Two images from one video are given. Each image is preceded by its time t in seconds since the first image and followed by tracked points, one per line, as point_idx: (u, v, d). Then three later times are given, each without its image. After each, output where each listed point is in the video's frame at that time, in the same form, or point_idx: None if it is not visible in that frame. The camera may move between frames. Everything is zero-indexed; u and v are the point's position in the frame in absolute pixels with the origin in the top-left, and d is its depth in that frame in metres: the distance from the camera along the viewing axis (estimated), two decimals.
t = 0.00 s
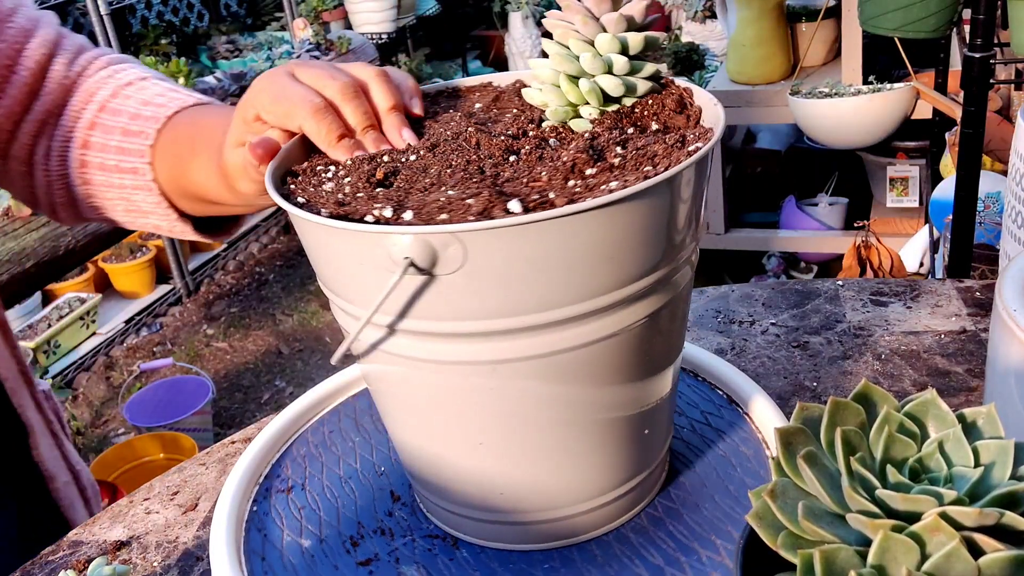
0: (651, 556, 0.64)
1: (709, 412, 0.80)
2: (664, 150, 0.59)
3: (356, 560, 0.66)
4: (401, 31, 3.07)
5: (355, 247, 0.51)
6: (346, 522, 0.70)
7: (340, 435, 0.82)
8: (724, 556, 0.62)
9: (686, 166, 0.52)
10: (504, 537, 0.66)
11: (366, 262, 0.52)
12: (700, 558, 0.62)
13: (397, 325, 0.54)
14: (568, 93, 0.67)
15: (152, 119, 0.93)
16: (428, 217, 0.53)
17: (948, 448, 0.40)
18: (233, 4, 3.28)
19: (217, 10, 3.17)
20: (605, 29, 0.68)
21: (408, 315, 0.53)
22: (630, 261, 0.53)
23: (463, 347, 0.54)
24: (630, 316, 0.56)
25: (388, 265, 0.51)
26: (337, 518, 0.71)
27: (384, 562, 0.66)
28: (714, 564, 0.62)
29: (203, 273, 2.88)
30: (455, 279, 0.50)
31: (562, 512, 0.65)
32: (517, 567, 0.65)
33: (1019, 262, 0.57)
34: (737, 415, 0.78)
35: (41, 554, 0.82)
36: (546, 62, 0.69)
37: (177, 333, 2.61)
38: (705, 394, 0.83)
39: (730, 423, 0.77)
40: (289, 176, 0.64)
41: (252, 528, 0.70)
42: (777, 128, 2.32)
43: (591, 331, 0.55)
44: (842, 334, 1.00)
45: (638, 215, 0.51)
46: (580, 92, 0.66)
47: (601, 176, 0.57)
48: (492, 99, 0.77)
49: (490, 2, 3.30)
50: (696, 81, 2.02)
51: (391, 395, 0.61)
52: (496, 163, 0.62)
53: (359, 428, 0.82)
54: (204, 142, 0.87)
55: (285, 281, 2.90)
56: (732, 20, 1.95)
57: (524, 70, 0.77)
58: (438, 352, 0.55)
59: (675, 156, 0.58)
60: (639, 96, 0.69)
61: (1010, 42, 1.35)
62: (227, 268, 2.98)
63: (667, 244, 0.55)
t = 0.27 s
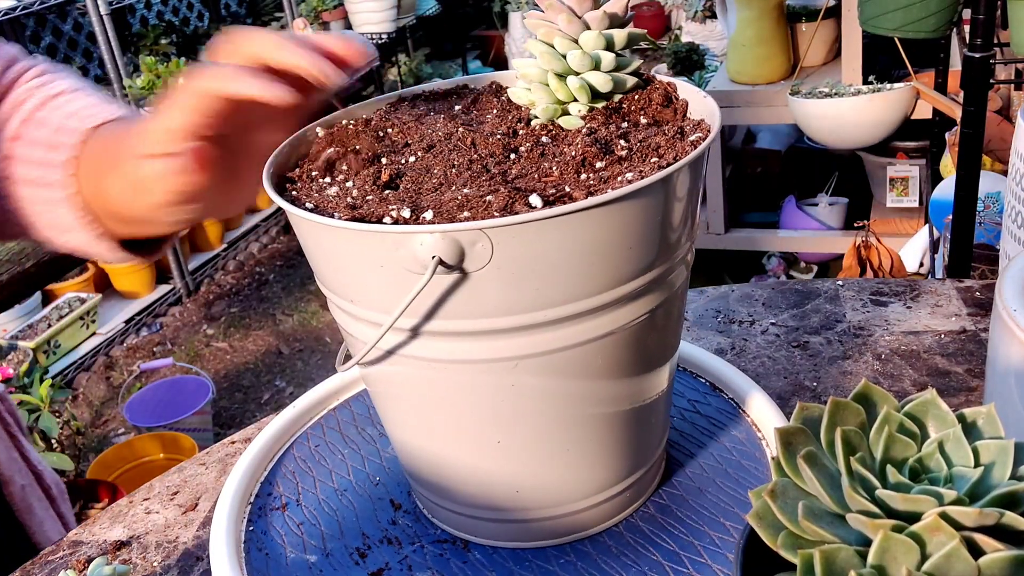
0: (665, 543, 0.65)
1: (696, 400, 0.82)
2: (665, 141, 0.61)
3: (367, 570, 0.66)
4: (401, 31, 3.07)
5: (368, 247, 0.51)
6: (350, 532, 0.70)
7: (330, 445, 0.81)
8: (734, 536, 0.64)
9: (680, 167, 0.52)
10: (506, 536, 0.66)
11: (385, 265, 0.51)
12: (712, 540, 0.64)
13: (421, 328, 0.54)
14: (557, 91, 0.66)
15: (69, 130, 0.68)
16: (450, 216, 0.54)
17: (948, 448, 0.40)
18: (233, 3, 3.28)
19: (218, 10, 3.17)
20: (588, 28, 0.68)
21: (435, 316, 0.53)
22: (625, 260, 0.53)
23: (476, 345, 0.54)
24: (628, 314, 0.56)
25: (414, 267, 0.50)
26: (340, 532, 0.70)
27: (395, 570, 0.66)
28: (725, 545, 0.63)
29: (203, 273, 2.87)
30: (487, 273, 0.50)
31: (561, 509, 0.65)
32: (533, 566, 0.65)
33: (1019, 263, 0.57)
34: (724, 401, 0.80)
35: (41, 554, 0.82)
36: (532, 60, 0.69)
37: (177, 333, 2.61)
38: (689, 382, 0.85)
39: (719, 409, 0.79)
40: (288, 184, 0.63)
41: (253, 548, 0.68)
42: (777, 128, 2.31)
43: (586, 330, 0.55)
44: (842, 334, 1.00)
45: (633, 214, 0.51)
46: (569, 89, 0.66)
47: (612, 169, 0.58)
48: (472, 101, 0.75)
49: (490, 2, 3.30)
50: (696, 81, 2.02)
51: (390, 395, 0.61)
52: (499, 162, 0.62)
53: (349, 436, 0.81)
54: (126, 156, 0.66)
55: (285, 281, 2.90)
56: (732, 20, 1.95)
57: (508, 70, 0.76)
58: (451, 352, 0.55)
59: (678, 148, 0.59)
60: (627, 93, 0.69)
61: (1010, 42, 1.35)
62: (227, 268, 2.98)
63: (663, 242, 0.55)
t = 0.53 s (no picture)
0: (665, 543, 0.65)
1: (696, 400, 0.82)
2: (666, 141, 0.61)
3: (367, 571, 0.66)
4: (401, 31, 3.06)
5: (370, 247, 0.51)
6: (350, 532, 0.70)
7: (329, 445, 0.81)
8: (734, 537, 0.64)
9: (679, 167, 0.52)
10: (507, 536, 0.66)
11: (384, 265, 0.51)
12: (712, 540, 0.64)
13: (421, 327, 0.54)
14: (557, 91, 0.66)
15: None
16: (450, 216, 0.54)
17: (948, 448, 0.40)
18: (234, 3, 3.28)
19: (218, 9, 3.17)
20: (589, 27, 0.68)
21: (436, 316, 0.53)
22: (624, 260, 0.53)
23: (479, 345, 0.54)
24: (627, 314, 0.56)
25: (414, 267, 0.50)
26: (340, 532, 0.70)
27: (395, 571, 0.66)
28: (725, 545, 0.63)
29: (203, 273, 2.87)
30: (486, 273, 0.50)
31: (562, 509, 0.65)
32: (533, 566, 0.65)
33: (1019, 263, 0.57)
34: (724, 402, 0.80)
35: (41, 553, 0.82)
36: (533, 60, 0.69)
37: (177, 333, 2.61)
38: (689, 382, 0.85)
39: (718, 409, 0.79)
40: (287, 184, 0.63)
41: (253, 548, 0.68)
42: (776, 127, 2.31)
43: (584, 330, 0.55)
44: (842, 334, 1.00)
45: (632, 215, 0.51)
46: (570, 90, 0.66)
47: (612, 169, 0.58)
48: (472, 100, 0.75)
49: (490, 2, 3.30)
50: (696, 81, 2.02)
51: (390, 395, 0.61)
52: (498, 161, 0.62)
53: (349, 436, 0.81)
54: None
55: (285, 281, 2.91)
56: (732, 20, 1.95)
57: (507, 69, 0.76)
58: (453, 352, 0.55)
59: (678, 148, 0.59)
60: (627, 92, 0.69)
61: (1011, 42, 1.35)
62: (227, 268, 2.98)
63: (662, 242, 0.55)
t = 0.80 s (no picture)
0: (665, 543, 0.65)
1: (696, 400, 0.82)
2: (666, 141, 0.61)
3: (367, 571, 0.65)
4: (400, 31, 3.06)
5: (370, 247, 0.51)
6: (351, 532, 0.70)
7: (329, 445, 0.81)
8: (734, 537, 0.64)
9: (679, 167, 0.52)
10: (507, 536, 0.66)
11: (384, 265, 0.51)
12: (712, 540, 0.64)
13: (420, 327, 0.54)
14: (557, 91, 0.66)
15: None
16: (449, 216, 0.54)
17: (948, 448, 0.40)
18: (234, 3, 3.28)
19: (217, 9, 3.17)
20: (589, 28, 0.68)
21: (435, 316, 0.53)
22: (624, 260, 0.53)
23: (479, 345, 0.54)
24: (627, 314, 0.56)
25: (414, 267, 0.50)
26: (341, 532, 0.70)
27: (395, 571, 0.66)
28: (725, 545, 0.63)
29: (203, 273, 2.87)
30: (486, 273, 0.50)
31: (562, 509, 0.65)
32: (533, 566, 0.65)
33: (1019, 263, 0.57)
34: (724, 402, 0.80)
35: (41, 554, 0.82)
36: (533, 61, 0.69)
37: (177, 333, 2.61)
38: (689, 382, 0.85)
39: (719, 410, 0.79)
40: (287, 184, 0.63)
41: (252, 548, 0.68)
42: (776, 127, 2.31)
43: (585, 330, 0.55)
44: (842, 334, 1.00)
45: (632, 215, 0.51)
46: (570, 90, 0.66)
47: (612, 169, 0.58)
48: (472, 100, 0.75)
49: (490, 2, 3.29)
50: (696, 81, 2.02)
51: (390, 395, 0.61)
52: (498, 161, 0.62)
53: (349, 436, 0.81)
54: None
55: (285, 281, 2.91)
56: (732, 20, 1.95)
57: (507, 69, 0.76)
58: (454, 352, 0.55)
59: (678, 148, 0.59)
60: (627, 92, 0.69)
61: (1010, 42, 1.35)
62: (227, 268, 2.98)
63: (662, 242, 0.55)
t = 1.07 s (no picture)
0: (665, 543, 0.65)
1: (696, 400, 0.82)
2: (666, 141, 0.61)
3: (366, 571, 0.65)
4: (400, 31, 3.06)
5: (370, 248, 0.51)
6: (351, 532, 0.70)
7: (329, 445, 0.81)
8: (734, 537, 0.64)
9: (679, 167, 0.52)
10: (507, 536, 0.66)
11: (384, 265, 0.51)
12: (712, 540, 0.64)
13: (420, 327, 0.54)
14: (557, 91, 0.66)
15: None
16: (449, 216, 0.54)
17: (948, 448, 0.40)
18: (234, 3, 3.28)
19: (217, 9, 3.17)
20: (589, 28, 0.68)
21: (435, 316, 0.53)
22: (624, 260, 0.53)
23: (479, 345, 0.54)
24: (627, 314, 0.56)
25: (414, 267, 0.50)
26: (341, 532, 0.70)
27: (395, 571, 0.66)
28: (725, 545, 0.63)
29: (203, 273, 2.87)
30: (486, 273, 0.50)
31: (562, 509, 0.65)
32: (533, 566, 0.65)
33: (1019, 263, 0.57)
34: (724, 402, 0.80)
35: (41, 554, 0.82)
36: (533, 61, 0.69)
37: (177, 333, 2.61)
38: (689, 382, 0.85)
39: (719, 410, 0.79)
40: (287, 184, 0.63)
41: (252, 548, 0.68)
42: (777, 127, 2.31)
43: (585, 330, 0.55)
44: (842, 334, 1.00)
45: (632, 215, 0.51)
46: (570, 90, 0.66)
47: (612, 169, 0.58)
48: (472, 100, 0.75)
49: (491, 2, 3.30)
50: (696, 81, 2.02)
51: (389, 395, 0.61)
52: (498, 161, 0.62)
53: (349, 436, 0.81)
54: None
55: (285, 281, 2.91)
56: (732, 20, 1.95)
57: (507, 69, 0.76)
58: (455, 352, 0.55)
59: (678, 148, 0.59)
60: (627, 92, 0.69)
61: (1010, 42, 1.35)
62: (227, 268, 2.98)
63: (662, 242, 0.55)
